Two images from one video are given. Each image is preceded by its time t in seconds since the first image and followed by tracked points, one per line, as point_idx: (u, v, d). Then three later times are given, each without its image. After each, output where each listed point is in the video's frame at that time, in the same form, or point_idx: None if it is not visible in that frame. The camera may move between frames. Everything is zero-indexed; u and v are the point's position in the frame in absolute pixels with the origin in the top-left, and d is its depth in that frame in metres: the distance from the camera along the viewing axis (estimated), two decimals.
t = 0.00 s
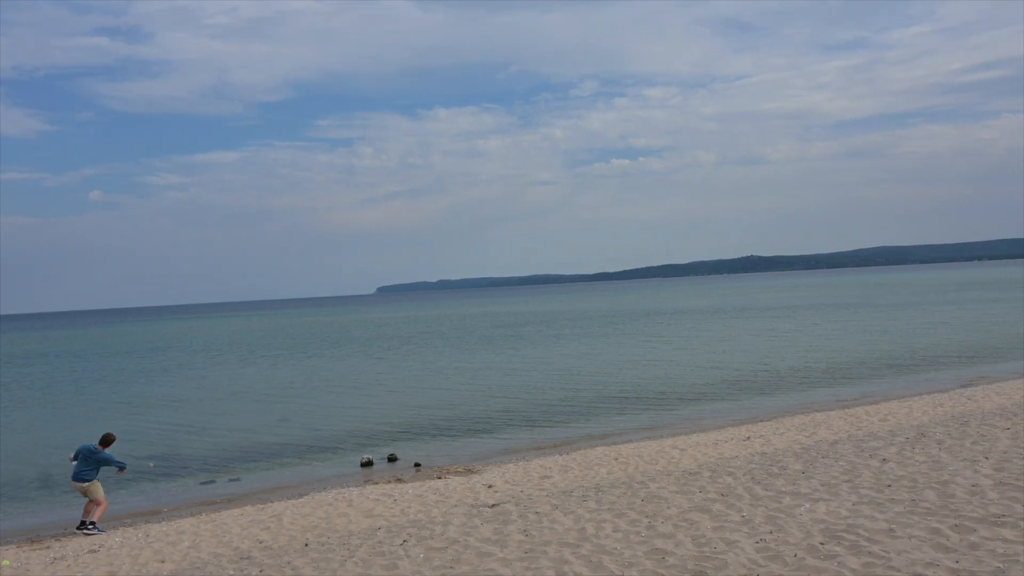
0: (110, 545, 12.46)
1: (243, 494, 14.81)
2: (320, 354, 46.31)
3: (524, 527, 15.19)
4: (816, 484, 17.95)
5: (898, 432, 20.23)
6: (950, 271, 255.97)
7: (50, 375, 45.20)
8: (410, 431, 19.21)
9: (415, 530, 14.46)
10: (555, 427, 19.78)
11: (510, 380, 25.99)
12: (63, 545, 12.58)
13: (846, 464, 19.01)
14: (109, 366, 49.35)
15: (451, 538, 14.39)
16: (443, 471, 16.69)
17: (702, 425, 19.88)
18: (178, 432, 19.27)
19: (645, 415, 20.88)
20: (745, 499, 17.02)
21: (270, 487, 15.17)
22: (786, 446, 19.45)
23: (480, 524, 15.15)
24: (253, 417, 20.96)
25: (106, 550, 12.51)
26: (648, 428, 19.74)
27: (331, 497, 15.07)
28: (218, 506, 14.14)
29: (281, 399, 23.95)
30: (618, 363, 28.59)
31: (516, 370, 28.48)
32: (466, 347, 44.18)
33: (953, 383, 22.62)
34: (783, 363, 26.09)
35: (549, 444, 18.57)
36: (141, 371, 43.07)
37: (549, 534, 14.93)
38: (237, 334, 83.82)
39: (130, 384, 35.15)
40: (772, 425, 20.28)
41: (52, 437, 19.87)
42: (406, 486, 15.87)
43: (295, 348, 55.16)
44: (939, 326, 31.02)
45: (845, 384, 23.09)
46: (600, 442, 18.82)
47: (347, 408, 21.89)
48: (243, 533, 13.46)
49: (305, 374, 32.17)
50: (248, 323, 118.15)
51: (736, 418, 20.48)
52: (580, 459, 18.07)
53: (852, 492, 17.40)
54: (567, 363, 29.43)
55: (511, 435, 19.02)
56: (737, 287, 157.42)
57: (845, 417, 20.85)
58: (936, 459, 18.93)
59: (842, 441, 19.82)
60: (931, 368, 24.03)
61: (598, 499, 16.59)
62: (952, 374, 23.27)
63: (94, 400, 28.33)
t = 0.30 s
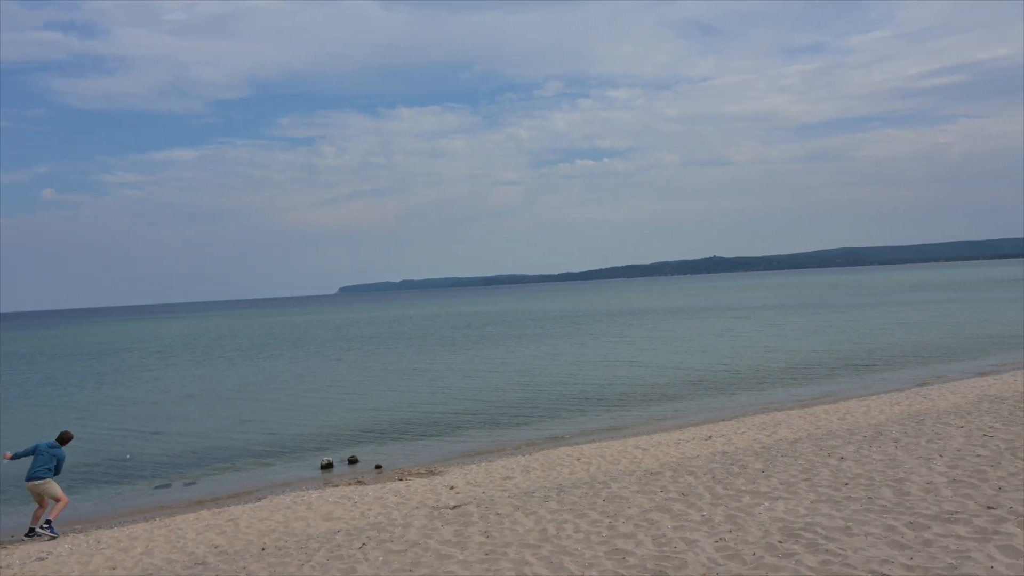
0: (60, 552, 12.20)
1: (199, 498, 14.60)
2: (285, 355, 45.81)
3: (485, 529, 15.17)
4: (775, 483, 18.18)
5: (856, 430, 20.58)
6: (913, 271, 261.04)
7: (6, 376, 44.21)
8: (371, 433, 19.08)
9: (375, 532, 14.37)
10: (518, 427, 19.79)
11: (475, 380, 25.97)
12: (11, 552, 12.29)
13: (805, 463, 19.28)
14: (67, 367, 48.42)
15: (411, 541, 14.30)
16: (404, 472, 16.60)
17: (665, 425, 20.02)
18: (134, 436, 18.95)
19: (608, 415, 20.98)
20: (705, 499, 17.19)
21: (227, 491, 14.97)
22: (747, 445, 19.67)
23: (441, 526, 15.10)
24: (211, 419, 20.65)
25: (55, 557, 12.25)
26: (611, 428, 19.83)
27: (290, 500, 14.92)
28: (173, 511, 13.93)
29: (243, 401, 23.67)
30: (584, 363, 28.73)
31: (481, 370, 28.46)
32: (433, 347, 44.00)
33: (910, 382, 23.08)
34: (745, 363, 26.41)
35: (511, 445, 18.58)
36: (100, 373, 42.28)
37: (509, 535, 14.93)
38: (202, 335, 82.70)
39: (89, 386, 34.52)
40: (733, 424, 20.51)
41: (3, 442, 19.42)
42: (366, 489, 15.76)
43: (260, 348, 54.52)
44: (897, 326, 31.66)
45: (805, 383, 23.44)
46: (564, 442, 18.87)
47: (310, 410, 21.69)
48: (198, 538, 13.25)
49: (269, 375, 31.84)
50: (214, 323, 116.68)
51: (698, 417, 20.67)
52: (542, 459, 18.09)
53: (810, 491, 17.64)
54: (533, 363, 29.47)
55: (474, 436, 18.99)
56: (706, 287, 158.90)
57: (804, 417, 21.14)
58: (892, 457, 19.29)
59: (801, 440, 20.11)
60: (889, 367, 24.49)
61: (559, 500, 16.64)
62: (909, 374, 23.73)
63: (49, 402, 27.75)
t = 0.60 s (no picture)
0: None
1: (148, 501, 14.31)
2: (245, 355, 45.14)
3: (441, 531, 15.10)
4: (731, 483, 18.38)
5: (811, 431, 20.91)
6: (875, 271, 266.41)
7: None
8: (329, 434, 18.87)
9: (329, 535, 14.21)
10: (477, 428, 19.73)
11: (436, 381, 25.86)
12: None
13: (761, 463, 19.55)
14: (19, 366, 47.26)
15: (366, 543, 14.15)
16: (361, 474, 16.45)
17: (624, 425, 20.14)
18: (83, 437, 18.52)
19: (568, 415, 21.04)
20: (662, 499, 17.31)
21: (178, 493, 14.70)
22: (704, 445, 19.86)
23: (396, 528, 14.99)
24: (164, 420, 20.25)
25: None
26: (570, 429, 19.87)
27: (242, 502, 14.70)
28: (120, 514, 13.64)
29: (198, 402, 23.25)
30: (546, 363, 28.75)
31: (443, 370, 28.35)
32: (396, 347, 43.74)
33: (864, 382, 23.52)
34: (705, 364, 26.69)
35: (470, 445, 18.52)
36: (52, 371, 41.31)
37: (466, 537, 14.87)
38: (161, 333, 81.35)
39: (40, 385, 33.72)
40: (691, 425, 20.68)
41: None
42: (321, 490, 15.58)
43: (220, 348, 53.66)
44: (854, 328, 32.28)
45: (762, 384, 23.74)
46: (523, 442, 18.87)
47: (266, 411, 21.40)
48: (145, 542, 12.95)
49: (227, 375, 31.32)
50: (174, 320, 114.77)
51: (657, 418, 20.82)
52: (500, 460, 18.06)
53: (766, 490, 17.87)
54: (496, 363, 29.44)
55: (432, 436, 18.91)
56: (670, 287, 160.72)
57: (761, 417, 21.40)
58: (845, 457, 19.64)
59: (758, 440, 20.36)
60: (845, 368, 24.93)
61: (517, 501, 16.64)
62: (864, 375, 24.17)
63: None
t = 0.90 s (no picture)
0: None
1: (95, 505, 14.01)
2: (206, 354, 44.44)
3: (396, 533, 15.02)
4: (688, 484, 18.54)
5: (767, 432, 21.19)
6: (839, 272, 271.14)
7: None
8: (285, 436, 18.64)
9: (281, 539, 14.04)
10: (436, 429, 19.67)
11: (398, 381, 25.72)
12: None
13: (718, 464, 19.76)
14: None
15: (319, 546, 14.00)
16: (316, 476, 16.30)
17: (583, 427, 20.22)
18: (30, 440, 18.07)
19: (529, 417, 21.07)
20: (619, 501, 17.41)
21: (126, 496, 14.43)
22: (663, 447, 20.02)
23: (351, 531, 14.86)
24: (116, 422, 19.86)
25: None
26: (530, 430, 19.89)
27: (193, 506, 14.46)
28: (65, 519, 13.34)
29: (153, 403, 22.84)
30: (510, 364, 28.75)
31: (405, 370, 28.23)
32: (360, 347, 43.42)
33: (820, 384, 23.91)
34: (666, 366, 26.90)
35: (429, 447, 18.46)
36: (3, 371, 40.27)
37: (421, 540, 14.80)
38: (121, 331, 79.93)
39: None
40: (650, 426, 20.83)
41: None
42: (275, 493, 15.39)
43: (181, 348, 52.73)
44: (813, 330, 32.82)
45: (721, 386, 24.00)
46: (482, 444, 18.84)
47: (222, 412, 21.09)
48: (90, 547, 12.65)
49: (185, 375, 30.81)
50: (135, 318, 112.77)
51: (617, 419, 20.94)
52: (458, 462, 18.01)
53: (722, 492, 18.06)
54: (459, 364, 29.37)
55: (391, 438, 18.80)
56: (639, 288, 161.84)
57: (720, 418, 21.64)
58: (800, 459, 19.92)
59: (716, 442, 20.57)
60: (802, 370, 25.32)
61: (474, 503, 16.62)
62: (820, 377, 24.56)
63: None
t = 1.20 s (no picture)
0: None
1: (42, 510, 13.75)
2: (167, 355, 43.73)
3: (352, 537, 14.91)
4: (647, 486, 18.65)
5: (727, 434, 21.43)
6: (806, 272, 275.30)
7: None
8: (243, 439, 18.44)
9: (234, 544, 13.87)
10: (397, 432, 19.59)
11: (362, 383, 25.59)
12: None
13: (677, 466, 19.92)
14: None
15: (273, 551, 13.85)
16: (272, 479, 16.13)
17: (546, 429, 20.27)
18: None
19: (491, 419, 21.09)
20: (579, 503, 17.46)
21: (75, 501, 14.17)
22: (624, 449, 20.14)
23: (306, 535, 14.73)
24: (70, 424, 19.51)
25: None
26: (492, 433, 19.90)
27: (145, 511, 14.24)
28: (10, 525, 13.08)
29: (109, 404, 22.46)
30: (476, 366, 28.74)
31: (370, 372, 28.10)
32: (326, 347, 43.12)
33: (780, 387, 24.25)
34: (630, 368, 27.10)
35: (389, 449, 18.37)
36: None
37: (378, 544, 14.71)
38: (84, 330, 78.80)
39: None
40: (611, 428, 20.95)
41: None
42: (230, 497, 15.21)
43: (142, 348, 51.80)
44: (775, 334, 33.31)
45: (684, 389, 24.25)
46: (442, 446, 18.81)
47: (180, 414, 20.81)
48: (34, 553, 12.39)
49: (145, 376, 30.32)
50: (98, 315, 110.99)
51: (579, 421, 21.05)
52: (419, 465, 17.96)
53: (680, 494, 18.20)
54: (425, 366, 29.30)
55: (351, 441, 18.68)
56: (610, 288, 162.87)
57: (681, 420, 21.84)
58: (758, 461, 20.16)
59: (676, 444, 20.75)
60: (762, 373, 25.68)
61: (433, 506, 16.57)
62: (780, 380, 24.91)
63: None
